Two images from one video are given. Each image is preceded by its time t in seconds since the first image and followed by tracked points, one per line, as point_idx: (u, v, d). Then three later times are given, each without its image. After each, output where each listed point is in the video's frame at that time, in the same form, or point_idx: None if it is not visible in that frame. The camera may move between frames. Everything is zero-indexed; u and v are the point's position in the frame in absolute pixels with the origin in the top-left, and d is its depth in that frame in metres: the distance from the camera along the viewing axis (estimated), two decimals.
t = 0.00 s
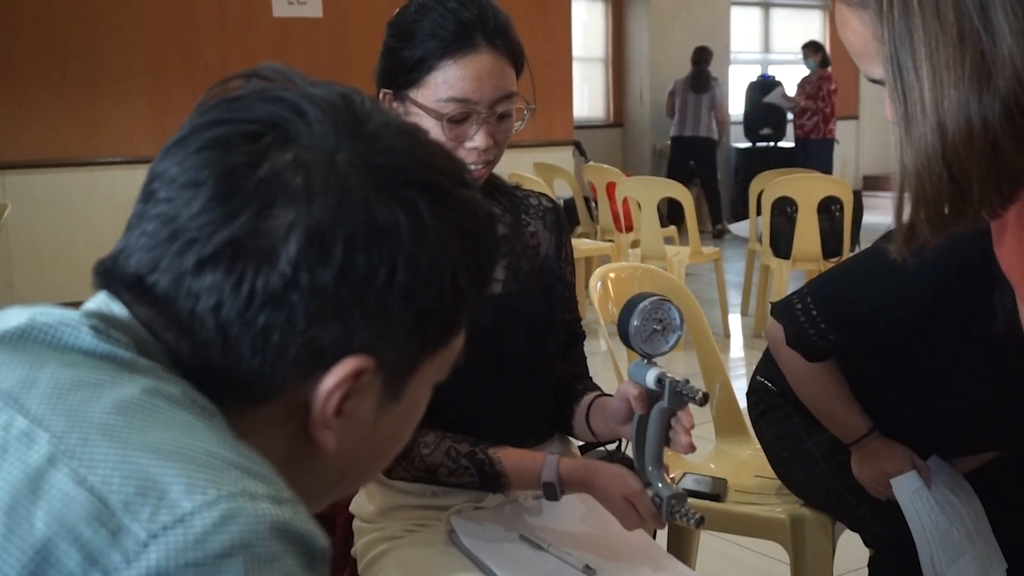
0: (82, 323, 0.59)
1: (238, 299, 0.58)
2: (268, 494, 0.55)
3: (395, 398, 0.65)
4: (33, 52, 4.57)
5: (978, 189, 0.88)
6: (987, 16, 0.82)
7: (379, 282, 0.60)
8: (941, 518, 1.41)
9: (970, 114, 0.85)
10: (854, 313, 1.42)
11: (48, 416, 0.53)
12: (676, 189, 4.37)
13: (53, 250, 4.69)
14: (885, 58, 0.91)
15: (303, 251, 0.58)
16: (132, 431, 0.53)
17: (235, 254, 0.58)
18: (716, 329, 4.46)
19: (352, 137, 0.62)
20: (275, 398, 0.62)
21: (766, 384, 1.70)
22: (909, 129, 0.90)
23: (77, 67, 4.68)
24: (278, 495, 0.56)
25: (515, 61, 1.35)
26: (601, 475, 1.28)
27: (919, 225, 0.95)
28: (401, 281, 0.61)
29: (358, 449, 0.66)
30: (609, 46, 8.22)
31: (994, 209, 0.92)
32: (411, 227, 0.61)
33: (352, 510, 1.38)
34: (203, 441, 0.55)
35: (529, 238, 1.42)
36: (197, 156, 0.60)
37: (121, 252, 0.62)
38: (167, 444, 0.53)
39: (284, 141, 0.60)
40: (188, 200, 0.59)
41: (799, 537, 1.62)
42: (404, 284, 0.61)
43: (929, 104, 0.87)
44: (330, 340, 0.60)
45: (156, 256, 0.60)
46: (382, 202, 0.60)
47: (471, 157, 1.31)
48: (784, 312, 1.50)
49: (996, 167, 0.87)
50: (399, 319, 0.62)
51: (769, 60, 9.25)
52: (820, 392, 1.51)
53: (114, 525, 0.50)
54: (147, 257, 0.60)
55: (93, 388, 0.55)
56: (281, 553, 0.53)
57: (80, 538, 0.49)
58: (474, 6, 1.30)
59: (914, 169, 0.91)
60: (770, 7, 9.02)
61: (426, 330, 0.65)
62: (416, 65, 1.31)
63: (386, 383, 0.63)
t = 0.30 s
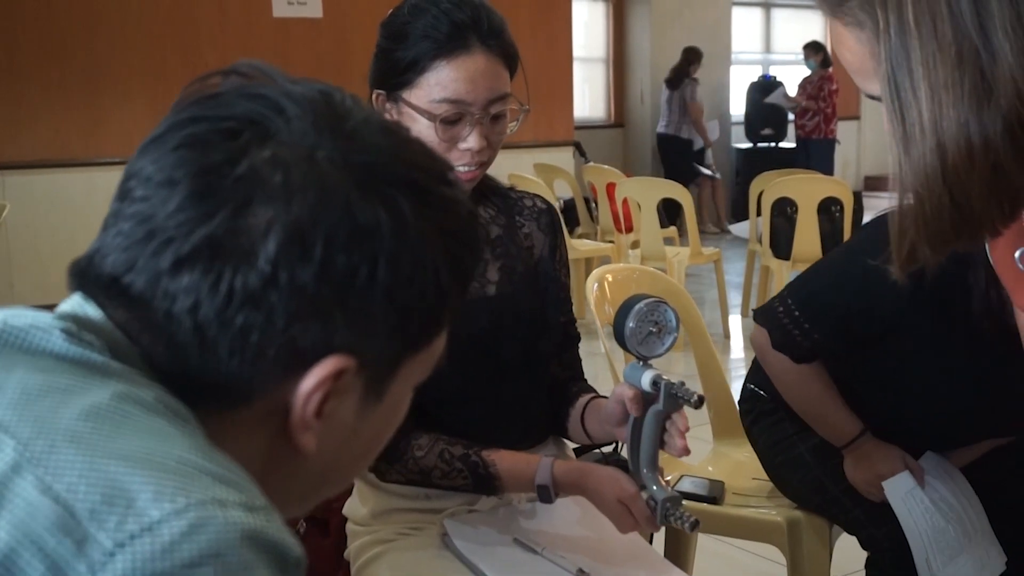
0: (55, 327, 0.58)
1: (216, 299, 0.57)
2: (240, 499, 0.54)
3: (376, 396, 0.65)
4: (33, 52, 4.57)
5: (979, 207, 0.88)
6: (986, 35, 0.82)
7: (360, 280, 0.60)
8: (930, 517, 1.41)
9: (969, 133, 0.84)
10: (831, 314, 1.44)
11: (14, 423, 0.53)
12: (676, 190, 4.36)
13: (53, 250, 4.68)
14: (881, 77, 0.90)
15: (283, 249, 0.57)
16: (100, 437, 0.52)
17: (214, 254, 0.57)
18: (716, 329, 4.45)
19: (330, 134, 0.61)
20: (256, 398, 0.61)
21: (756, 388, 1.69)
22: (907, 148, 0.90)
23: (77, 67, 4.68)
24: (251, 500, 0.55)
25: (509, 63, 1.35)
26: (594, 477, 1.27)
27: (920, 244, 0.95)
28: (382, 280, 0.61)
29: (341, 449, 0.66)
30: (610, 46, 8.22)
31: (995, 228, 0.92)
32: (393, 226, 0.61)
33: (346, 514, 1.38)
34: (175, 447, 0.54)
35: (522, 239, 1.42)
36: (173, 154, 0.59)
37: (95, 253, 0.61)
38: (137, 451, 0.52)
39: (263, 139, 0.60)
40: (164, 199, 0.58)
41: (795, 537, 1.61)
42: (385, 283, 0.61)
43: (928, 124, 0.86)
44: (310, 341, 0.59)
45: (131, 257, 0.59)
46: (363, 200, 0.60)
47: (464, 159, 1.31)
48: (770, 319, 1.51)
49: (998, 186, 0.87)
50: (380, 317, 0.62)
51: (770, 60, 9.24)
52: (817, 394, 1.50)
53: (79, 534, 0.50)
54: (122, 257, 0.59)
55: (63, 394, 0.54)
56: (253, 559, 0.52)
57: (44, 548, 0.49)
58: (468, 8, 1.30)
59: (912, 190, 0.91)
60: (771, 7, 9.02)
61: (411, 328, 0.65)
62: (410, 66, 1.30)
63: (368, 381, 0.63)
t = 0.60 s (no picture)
0: (21, 309, 0.57)
1: (189, 273, 0.56)
2: (213, 476, 0.52)
3: (358, 369, 0.63)
4: (33, 52, 4.57)
5: (991, 214, 0.92)
6: (998, 43, 0.86)
7: (336, 246, 0.59)
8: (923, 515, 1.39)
9: (981, 141, 0.88)
10: (813, 299, 1.44)
11: None
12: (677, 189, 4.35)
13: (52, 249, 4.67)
14: (892, 87, 0.94)
15: (255, 219, 0.56)
16: (66, 415, 0.51)
17: (184, 226, 0.56)
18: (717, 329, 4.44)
19: (301, 105, 0.60)
20: (238, 372, 0.58)
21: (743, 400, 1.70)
22: (918, 158, 0.93)
23: (77, 67, 4.67)
24: (224, 477, 0.53)
25: (509, 62, 1.34)
26: (595, 477, 1.26)
27: (930, 255, 0.98)
28: (358, 247, 0.60)
29: (325, 425, 0.64)
30: (612, 46, 8.21)
31: (1003, 239, 0.96)
32: (367, 193, 0.59)
33: (344, 515, 1.38)
34: (142, 425, 0.52)
35: (522, 238, 1.41)
36: (140, 129, 0.57)
37: (66, 235, 0.59)
38: (103, 428, 0.51)
39: (229, 109, 0.58)
40: (132, 173, 0.56)
41: (796, 537, 1.60)
42: (361, 249, 0.60)
43: (939, 133, 0.90)
44: (286, 313, 0.58)
45: (101, 236, 0.57)
46: (336, 166, 0.58)
47: (464, 156, 1.30)
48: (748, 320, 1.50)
49: (1009, 195, 0.91)
50: (358, 285, 0.60)
51: (771, 60, 9.25)
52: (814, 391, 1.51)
53: (43, 513, 0.48)
54: (92, 237, 0.57)
55: (28, 374, 0.53)
56: (225, 537, 0.50)
57: (7, 529, 0.47)
58: (468, 5, 1.29)
59: (922, 201, 0.95)
60: (772, 7, 9.02)
61: (390, 296, 0.63)
62: (409, 64, 1.29)
63: (349, 353, 0.62)
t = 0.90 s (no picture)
0: None
1: (100, 238, 0.57)
2: (140, 456, 0.55)
3: (285, 329, 0.66)
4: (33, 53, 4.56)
5: (986, 212, 0.98)
6: (990, 45, 0.92)
7: (249, 204, 0.60)
8: (900, 499, 1.41)
9: (974, 140, 0.94)
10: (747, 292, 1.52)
11: None
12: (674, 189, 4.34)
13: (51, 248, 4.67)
14: (886, 89, 0.98)
15: (162, 178, 0.57)
16: None
17: (92, 192, 0.57)
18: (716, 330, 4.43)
19: (205, 63, 0.60)
20: (163, 337, 0.60)
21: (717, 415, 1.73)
22: (912, 156, 0.98)
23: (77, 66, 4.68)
24: (151, 455, 0.56)
25: (498, 63, 1.34)
26: (585, 479, 1.25)
27: (919, 256, 1.03)
28: (273, 203, 0.61)
29: (260, 389, 0.67)
30: (613, 45, 8.21)
31: (994, 233, 1.01)
32: (276, 147, 0.61)
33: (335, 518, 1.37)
34: (72, 407, 0.55)
35: (513, 240, 1.40)
36: (42, 100, 0.59)
37: None
38: (30, 415, 0.53)
39: (130, 70, 0.59)
40: (36, 144, 0.58)
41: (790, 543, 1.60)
42: (278, 204, 0.61)
43: (933, 132, 0.95)
44: (207, 274, 0.60)
45: (10, 209, 0.59)
46: (243, 122, 0.60)
47: (452, 159, 1.30)
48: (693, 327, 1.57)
49: (1000, 189, 0.97)
50: (275, 239, 0.62)
51: (774, 59, 9.23)
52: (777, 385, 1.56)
53: None
54: (2, 212, 0.59)
55: None
56: (154, 515, 0.53)
57: None
58: (456, 6, 1.29)
59: (917, 202, 0.99)
60: (775, 7, 9.01)
61: (314, 252, 0.66)
62: (398, 65, 1.29)
63: (276, 312, 0.64)
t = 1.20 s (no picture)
0: None
1: (29, 213, 0.56)
2: (99, 457, 0.55)
3: (231, 295, 0.64)
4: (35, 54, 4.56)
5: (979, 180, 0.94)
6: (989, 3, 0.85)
7: (179, 166, 0.59)
8: (882, 484, 1.44)
9: (967, 105, 0.88)
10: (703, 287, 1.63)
11: None
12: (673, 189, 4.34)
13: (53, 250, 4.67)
14: (884, 43, 0.94)
15: (86, 147, 0.56)
16: None
17: (18, 164, 0.56)
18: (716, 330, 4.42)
19: (126, 32, 0.59)
20: (106, 313, 0.60)
21: (705, 424, 1.76)
22: (906, 116, 0.94)
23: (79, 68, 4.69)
24: (111, 454, 0.56)
25: (494, 66, 1.34)
26: (581, 481, 1.24)
27: (914, 217, 1.01)
28: (203, 166, 0.59)
29: (210, 361, 0.66)
30: (614, 46, 8.21)
31: (992, 199, 0.97)
32: (202, 112, 0.59)
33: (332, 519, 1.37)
34: (29, 407, 0.55)
35: (510, 242, 1.40)
36: None
37: None
38: None
39: (49, 39, 0.57)
40: None
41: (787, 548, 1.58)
42: (208, 168, 0.60)
43: (926, 94, 0.91)
44: (143, 245, 0.58)
45: None
46: (163, 87, 0.58)
47: (448, 161, 1.30)
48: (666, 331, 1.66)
49: (997, 158, 0.91)
50: (210, 206, 0.61)
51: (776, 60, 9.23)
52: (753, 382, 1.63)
53: None
54: None
55: None
56: (115, 517, 0.53)
57: None
58: (451, 8, 1.29)
59: (909, 164, 0.97)
60: (776, 7, 9.01)
61: (251, 218, 0.64)
62: (393, 67, 1.29)
63: (219, 279, 0.63)
